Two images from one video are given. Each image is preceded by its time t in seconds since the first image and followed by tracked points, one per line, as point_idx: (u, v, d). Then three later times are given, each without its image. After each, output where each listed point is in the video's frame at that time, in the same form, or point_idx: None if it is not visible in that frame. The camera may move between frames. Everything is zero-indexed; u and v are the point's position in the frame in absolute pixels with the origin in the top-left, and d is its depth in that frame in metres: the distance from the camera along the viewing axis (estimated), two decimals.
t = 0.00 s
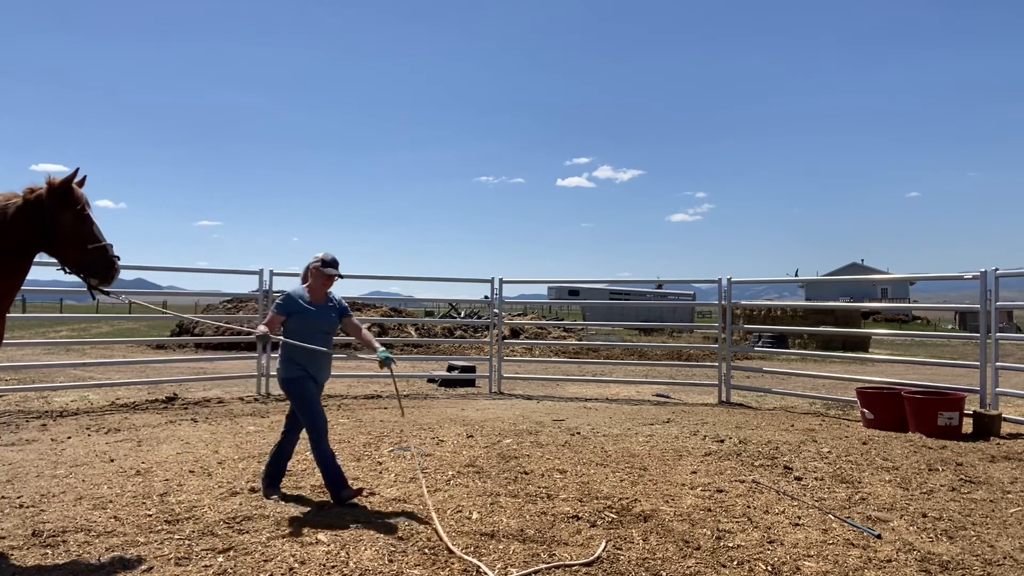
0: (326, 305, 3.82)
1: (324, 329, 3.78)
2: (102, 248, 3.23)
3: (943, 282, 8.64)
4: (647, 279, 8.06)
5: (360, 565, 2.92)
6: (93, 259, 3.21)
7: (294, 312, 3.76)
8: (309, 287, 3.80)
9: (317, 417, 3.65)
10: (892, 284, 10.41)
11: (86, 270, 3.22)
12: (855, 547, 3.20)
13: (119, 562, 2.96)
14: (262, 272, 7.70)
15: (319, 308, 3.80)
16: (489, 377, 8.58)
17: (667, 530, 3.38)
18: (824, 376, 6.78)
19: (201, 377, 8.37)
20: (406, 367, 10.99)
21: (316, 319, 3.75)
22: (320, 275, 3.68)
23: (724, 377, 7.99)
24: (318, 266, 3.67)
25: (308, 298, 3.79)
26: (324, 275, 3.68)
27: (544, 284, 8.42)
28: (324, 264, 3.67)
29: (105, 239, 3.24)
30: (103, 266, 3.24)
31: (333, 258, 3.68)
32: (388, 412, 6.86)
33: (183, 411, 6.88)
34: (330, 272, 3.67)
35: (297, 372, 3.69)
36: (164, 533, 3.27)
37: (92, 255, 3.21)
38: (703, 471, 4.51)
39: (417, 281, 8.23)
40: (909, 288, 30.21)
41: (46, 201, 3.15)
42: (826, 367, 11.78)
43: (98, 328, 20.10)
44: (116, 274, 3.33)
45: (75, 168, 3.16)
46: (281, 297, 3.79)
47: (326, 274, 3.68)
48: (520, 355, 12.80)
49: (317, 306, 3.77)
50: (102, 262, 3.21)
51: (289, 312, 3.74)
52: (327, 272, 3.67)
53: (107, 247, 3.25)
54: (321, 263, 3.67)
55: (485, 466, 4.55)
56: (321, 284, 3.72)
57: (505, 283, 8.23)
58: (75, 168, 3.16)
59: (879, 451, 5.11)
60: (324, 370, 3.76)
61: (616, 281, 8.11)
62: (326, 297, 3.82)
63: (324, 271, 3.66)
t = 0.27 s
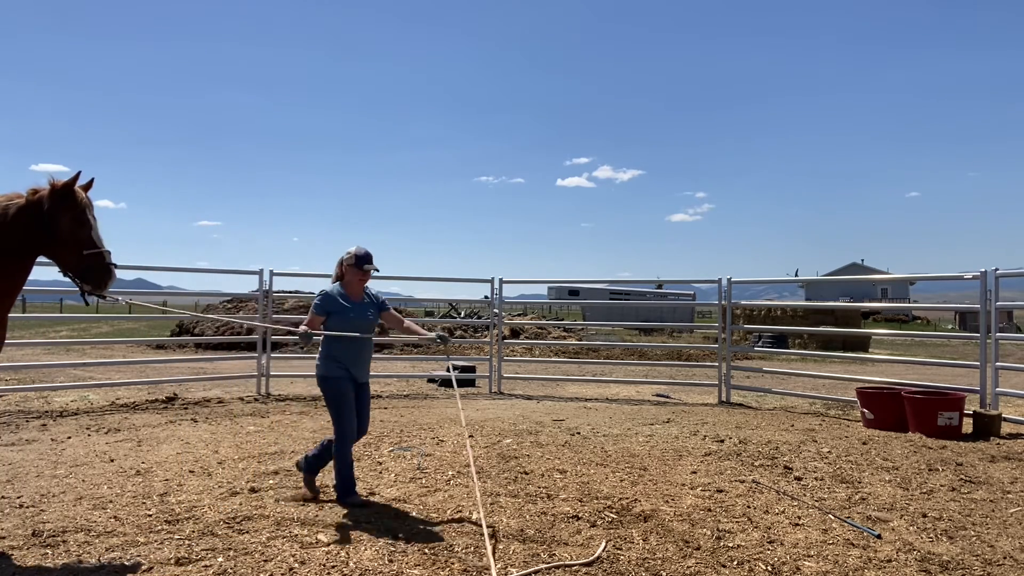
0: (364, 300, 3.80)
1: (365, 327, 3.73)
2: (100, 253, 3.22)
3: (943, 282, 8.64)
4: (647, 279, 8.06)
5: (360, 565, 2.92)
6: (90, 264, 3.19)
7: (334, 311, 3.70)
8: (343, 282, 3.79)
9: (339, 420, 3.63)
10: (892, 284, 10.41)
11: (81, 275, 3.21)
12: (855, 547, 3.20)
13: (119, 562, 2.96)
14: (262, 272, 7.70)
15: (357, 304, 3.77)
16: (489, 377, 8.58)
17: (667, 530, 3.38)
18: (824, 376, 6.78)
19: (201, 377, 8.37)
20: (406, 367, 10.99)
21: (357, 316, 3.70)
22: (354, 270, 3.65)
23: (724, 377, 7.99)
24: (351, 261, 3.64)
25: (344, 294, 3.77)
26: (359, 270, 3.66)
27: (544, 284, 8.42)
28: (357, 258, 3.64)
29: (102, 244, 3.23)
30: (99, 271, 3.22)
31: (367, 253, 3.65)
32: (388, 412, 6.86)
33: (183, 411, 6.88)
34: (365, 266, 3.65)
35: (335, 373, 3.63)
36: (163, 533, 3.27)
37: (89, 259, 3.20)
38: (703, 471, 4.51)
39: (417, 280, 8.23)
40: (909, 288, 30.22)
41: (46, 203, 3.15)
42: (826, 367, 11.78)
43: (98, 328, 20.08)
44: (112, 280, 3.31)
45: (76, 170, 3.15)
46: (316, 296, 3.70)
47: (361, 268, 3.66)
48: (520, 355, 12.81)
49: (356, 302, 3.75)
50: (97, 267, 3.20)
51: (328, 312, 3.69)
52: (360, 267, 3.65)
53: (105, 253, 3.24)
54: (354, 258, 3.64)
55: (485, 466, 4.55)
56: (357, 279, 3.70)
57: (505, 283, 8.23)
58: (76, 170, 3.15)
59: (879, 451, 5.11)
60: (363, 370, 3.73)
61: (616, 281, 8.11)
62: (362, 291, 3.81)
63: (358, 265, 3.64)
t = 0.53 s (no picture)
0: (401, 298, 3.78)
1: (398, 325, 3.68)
2: (96, 256, 3.21)
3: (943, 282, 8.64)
4: (647, 279, 8.06)
5: (360, 565, 2.92)
6: (85, 266, 3.18)
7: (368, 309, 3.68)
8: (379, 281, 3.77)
9: (355, 421, 3.67)
10: (892, 284, 10.42)
11: (76, 277, 3.19)
12: (855, 547, 3.20)
13: (119, 562, 2.96)
14: (262, 272, 7.70)
15: (394, 303, 3.75)
16: (489, 377, 8.58)
17: (667, 530, 3.38)
18: (824, 376, 6.78)
19: (201, 377, 8.37)
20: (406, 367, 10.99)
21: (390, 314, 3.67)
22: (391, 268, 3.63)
23: (724, 377, 7.99)
24: (388, 261, 3.61)
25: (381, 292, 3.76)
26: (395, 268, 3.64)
27: (544, 284, 8.42)
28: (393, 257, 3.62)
29: (99, 247, 3.21)
30: (93, 274, 3.21)
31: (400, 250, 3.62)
32: (388, 412, 6.86)
33: (183, 411, 6.88)
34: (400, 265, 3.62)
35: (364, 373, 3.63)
36: (163, 533, 3.27)
37: (85, 262, 3.18)
38: (703, 471, 4.51)
39: (417, 280, 8.23)
40: (909, 288, 30.22)
41: (45, 203, 3.16)
42: (826, 367, 11.79)
43: (98, 329, 20.07)
44: (108, 284, 3.29)
45: (75, 171, 3.15)
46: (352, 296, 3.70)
47: (397, 267, 3.64)
48: (520, 355, 12.81)
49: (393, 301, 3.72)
50: (91, 270, 3.18)
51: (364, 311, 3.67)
52: (397, 266, 3.63)
53: (101, 256, 3.22)
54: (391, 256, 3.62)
55: (485, 466, 4.55)
56: (393, 278, 3.68)
57: (505, 283, 8.23)
58: (75, 171, 3.15)
59: (879, 451, 5.11)
60: (394, 370, 3.69)
61: (616, 281, 8.11)
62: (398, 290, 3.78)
63: (394, 264, 3.62)
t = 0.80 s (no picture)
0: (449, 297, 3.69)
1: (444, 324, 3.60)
2: (93, 256, 3.18)
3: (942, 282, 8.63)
4: (647, 279, 8.06)
5: (361, 565, 2.92)
6: (81, 266, 3.16)
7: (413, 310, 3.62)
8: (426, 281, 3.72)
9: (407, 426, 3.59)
10: (892, 284, 10.41)
11: (73, 278, 3.18)
12: (855, 547, 3.20)
13: (119, 562, 2.96)
14: (262, 272, 7.70)
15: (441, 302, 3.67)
16: (488, 377, 8.58)
17: (667, 530, 3.38)
18: (824, 376, 6.78)
19: (201, 377, 8.38)
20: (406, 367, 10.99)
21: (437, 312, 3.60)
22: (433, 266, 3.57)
23: (724, 377, 7.99)
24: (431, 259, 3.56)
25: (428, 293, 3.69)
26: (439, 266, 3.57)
27: (544, 284, 8.42)
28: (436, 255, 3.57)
29: (96, 247, 3.19)
30: (89, 274, 3.18)
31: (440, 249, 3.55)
32: (388, 412, 6.86)
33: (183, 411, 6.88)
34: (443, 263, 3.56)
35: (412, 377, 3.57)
36: (163, 533, 3.27)
37: (81, 261, 3.16)
38: (703, 471, 4.51)
39: (417, 280, 8.23)
40: (909, 288, 30.21)
41: (43, 202, 3.16)
42: (826, 366, 11.79)
43: (98, 328, 20.05)
44: (106, 285, 3.26)
45: (71, 168, 3.15)
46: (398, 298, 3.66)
47: (440, 265, 3.57)
48: (520, 355, 12.81)
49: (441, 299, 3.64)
50: (87, 270, 3.15)
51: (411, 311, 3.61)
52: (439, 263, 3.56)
53: (98, 256, 3.20)
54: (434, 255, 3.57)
55: (485, 466, 4.55)
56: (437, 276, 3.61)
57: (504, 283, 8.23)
58: (71, 169, 3.15)
59: (879, 451, 5.11)
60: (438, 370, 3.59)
61: (616, 281, 8.11)
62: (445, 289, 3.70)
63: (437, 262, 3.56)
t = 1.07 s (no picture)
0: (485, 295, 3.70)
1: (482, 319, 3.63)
2: (101, 252, 3.20)
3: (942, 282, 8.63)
4: (647, 279, 8.05)
5: (361, 566, 2.92)
6: (91, 263, 3.17)
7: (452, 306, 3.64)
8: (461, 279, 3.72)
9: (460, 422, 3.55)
10: (892, 284, 10.41)
11: (83, 276, 3.18)
12: (855, 547, 3.20)
13: (119, 561, 2.96)
14: (262, 272, 7.69)
15: (476, 300, 3.68)
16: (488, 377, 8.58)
17: (667, 530, 3.38)
18: (824, 376, 6.78)
19: (201, 377, 8.38)
20: (406, 367, 10.99)
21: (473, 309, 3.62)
22: (470, 263, 3.58)
23: (724, 377, 7.99)
24: (469, 256, 3.57)
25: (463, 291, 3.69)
26: (476, 263, 3.58)
27: (544, 284, 8.42)
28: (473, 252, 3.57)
29: (104, 244, 3.20)
30: (100, 270, 3.20)
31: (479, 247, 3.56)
32: (388, 412, 6.87)
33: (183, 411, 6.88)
34: (480, 260, 3.57)
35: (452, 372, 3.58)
36: (163, 533, 3.27)
37: (91, 258, 3.17)
38: (703, 471, 4.51)
39: (417, 280, 8.23)
40: (909, 288, 30.20)
41: (44, 202, 3.15)
42: (826, 366, 11.79)
43: (98, 328, 20.04)
44: (116, 281, 3.28)
45: (70, 166, 3.13)
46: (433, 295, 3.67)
47: (477, 261, 3.58)
48: (520, 355, 12.80)
49: (478, 297, 3.64)
50: (100, 267, 3.17)
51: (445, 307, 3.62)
52: (476, 260, 3.57)
53: (107, 252, 3.21)
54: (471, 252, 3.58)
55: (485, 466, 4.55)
56: (474, 272, 3.62)
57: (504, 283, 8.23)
58: (70, 166, 3.13)
59: (879, 451, 5.11)
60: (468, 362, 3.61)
61: (616, 281, 8.11)
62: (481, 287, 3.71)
63: (474, 259, 3.57)
